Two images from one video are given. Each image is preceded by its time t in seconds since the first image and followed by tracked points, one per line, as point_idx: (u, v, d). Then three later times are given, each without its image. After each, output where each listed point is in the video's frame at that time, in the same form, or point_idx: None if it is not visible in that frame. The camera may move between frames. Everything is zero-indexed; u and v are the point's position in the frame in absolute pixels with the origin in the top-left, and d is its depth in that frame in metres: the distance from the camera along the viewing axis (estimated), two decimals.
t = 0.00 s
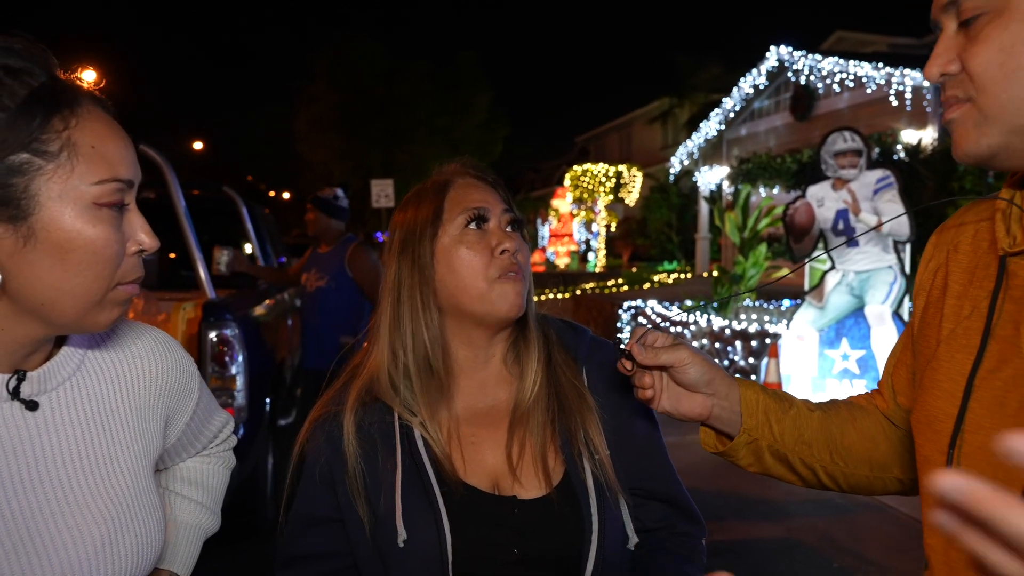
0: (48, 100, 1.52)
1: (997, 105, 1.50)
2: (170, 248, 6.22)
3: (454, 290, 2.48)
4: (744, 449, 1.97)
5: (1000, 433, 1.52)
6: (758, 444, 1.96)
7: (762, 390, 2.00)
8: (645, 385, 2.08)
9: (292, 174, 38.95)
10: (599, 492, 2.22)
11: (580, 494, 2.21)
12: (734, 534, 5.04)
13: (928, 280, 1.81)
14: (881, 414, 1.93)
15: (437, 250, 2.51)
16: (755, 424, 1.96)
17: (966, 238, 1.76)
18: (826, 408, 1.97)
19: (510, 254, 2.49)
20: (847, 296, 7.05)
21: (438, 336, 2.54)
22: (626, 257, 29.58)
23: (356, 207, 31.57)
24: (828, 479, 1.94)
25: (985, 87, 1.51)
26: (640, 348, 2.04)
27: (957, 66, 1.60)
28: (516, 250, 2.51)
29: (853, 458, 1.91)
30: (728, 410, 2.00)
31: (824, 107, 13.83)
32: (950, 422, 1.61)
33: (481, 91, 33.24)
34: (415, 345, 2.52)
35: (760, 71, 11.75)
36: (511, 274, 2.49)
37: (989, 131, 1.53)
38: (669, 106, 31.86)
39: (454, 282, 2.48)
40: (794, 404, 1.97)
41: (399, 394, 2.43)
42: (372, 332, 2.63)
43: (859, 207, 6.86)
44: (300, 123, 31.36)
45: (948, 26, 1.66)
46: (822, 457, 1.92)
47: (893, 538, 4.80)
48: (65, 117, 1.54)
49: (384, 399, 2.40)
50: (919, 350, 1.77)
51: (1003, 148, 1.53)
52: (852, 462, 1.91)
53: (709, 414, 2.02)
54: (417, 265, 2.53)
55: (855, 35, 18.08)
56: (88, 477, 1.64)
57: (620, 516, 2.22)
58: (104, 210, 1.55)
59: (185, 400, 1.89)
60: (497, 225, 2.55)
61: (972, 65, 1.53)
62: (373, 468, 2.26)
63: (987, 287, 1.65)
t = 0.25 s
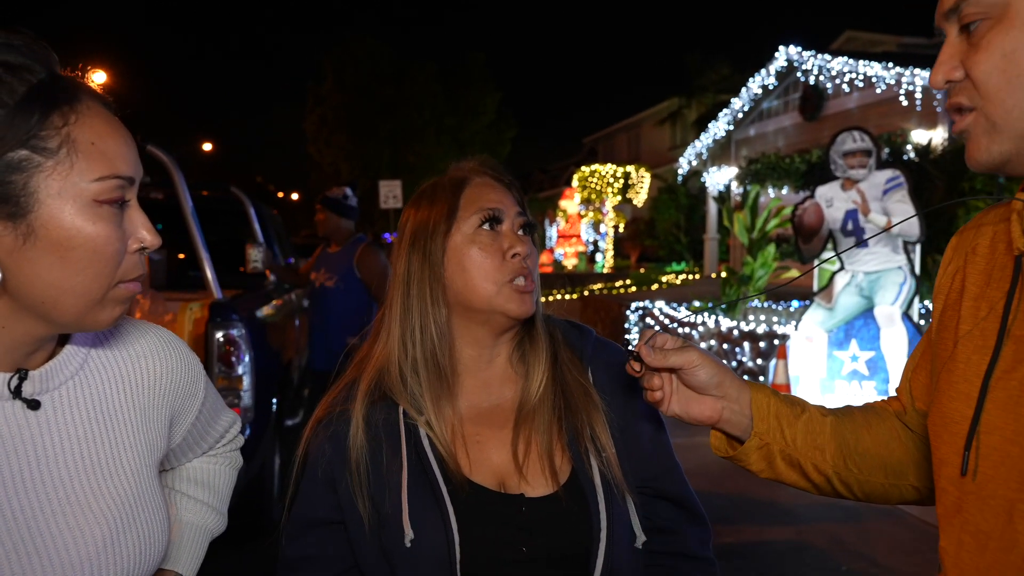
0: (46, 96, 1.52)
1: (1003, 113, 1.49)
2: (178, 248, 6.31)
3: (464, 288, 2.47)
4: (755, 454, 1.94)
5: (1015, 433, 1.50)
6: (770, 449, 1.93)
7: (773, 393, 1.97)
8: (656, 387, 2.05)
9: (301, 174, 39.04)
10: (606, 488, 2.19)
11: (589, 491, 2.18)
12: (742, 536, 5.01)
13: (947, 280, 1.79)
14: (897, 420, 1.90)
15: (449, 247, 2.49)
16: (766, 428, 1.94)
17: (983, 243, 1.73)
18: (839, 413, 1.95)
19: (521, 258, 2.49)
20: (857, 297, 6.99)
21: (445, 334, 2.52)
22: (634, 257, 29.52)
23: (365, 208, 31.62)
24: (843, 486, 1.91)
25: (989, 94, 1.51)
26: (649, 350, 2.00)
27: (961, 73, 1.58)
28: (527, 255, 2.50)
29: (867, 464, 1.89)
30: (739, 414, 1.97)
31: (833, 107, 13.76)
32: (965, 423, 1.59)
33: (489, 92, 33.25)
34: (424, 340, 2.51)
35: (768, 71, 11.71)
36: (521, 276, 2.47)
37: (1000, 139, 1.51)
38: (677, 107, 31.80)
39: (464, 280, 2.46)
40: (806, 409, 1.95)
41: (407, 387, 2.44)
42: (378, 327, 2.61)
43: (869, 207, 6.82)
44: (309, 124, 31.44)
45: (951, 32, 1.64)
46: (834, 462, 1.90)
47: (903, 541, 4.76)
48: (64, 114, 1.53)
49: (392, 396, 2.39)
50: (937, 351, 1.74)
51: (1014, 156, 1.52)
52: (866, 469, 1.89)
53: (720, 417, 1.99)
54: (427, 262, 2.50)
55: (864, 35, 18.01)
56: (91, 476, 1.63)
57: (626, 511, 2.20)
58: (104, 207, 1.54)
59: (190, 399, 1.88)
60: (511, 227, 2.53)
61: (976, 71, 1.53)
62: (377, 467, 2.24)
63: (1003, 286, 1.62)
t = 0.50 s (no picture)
0: (41, 86, 1.51)
1: (1007, 85, 1.54)
2: (184, 245, 6.30)
3: (461, 284, 2.45)
4: (765, 442, 1.92)
5: (1008, 423, 1.48)
6: (780, 437, 1.91)
7: (784, 382, 1.96)
8: (667, 376, 2.04)
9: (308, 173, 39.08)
10: (610, 485, 2.18)
11: (592, 487, 2.17)
12: (748, 534, 4.99)
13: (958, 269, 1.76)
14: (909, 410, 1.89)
15: (446, 243, 2.48)
16: (777, 416, 1.92)
17: (992, 231, 1.70)
18: (850, 402, 1.93)
19: (519, 253, 2.47)
20: (863, 294, 6.98)
21: (444, 331, 2.50)
22: (641, 255, 29.48)
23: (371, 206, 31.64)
24: (854, 475, 1.89)
25: (995, 66, 1.55)
26: (660, 338, 1.99)
27: (969, 45, 1.62)
28: (526, 249, 2.48)
29: (878, 453, 1.88)
30: (749, 402, 1.96)
31: (840, 103, 13.70)
32: (960, 414, 1.57)
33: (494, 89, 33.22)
34: (422, 338, 2.49)
35: (775, 68, 11.66)
36: (520, 271, 2.46)
37: (1000, 112, 1.56)
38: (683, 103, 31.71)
39: (462, 276, 2.45)
40: (818, 397, 1.93)
41: (405, 386, 2.42)
42: (376, 325, 2.60)
43: (876, 203, 6.80)
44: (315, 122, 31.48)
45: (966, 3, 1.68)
46: (845, 451, 1.88)
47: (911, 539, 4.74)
48: (59, 104, 1.52)
49: (390, 395, 2.37)
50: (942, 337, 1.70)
51: (1014, 128, 1.56)
52: (878, 458, 1.88)
53: (731, 406, 1.97)
54: (424, 258, 2.49)
55: (871, 31, 17.92)
56: (92, 469, 1.62)
57: (631, 512, 2.18)
58: (101, 197, 1.54)
59: (193, 392, 1.87)
60: (508, 221, 2.51)
61: (984, 42, 1.57)
62: (376, 463, 2.24)
63: (1006, 274, 1.60)
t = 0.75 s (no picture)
0: (34, 82, 1.50)
1: None
2: (186, 244, 6.31)
3: (454, 284, 2.44)
4: (761, 447, 1.91)
5: None
6: (775, 442, 1.90)
7: (778, 385, 1.94)
8: (659, 380, 2.03)
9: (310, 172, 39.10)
10: (606, 487, 2.17)
11: (588, 489, 2.16)
12: (748, 533, 4.98)
13: (956, 266, 1.74)
14: (906, 411, 1.87)
15: (438, 243, 2.46)
16: (772, 420, 1.91)
17: (996, 227, 1.69)
18: (847, 404, 1.91)
19: (512, 251, 2.44)
20: (866, 293, 6.96)
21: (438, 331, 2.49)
22: (643, 253, 29.45)
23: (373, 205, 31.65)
24: (849, 478, 1.88)
25: (1019, 65, 1.55)
26: (651, 345, 1.99)
27: (988, 41, 1.61)
28: (520, 247, 2.46)
29: (874, 455, 1.86)
30: (743, 406, 1.95)
31: (843, 101, 13.66)
32: (970, 411, 1.56)
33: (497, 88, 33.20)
34: (415, 339, 2.47)
35: (777, 66, 11.64)
36: (513, 270, 2.44)
37: None
38: (686, 102, 31.68)
39: (454, 277, 2.44)
40: (814, 400, 1.92)
41: (398, 386, 2.40)
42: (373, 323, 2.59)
43: (878, 202, 6.76)
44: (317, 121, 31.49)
45: None
46: (841, 455, 1.87)
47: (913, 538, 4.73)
48: (52, 100, 1.52)
49: (385, 394, 2.36)
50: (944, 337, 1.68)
51: None
52: (875, 459, 1.86)
53: (725, 410, 1.96)
54: (418, 259, 2.48)
55: (874, 29, 17.89)
56: (92, 466, 1.62)
57: (627, 514, 2.17)
58: (96, 193, 1.53)
59: (193, 389, 1.86)
60: (502, 220, 2.49)
61: (1006, 41, 1.57)
62: (371, 464, 2.23)
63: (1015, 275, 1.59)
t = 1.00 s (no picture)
0: (30, 82, 1.50)
1: None
2: (188, 243, 6.31)
3: (428, 295, 2.40)
4: (756, 448, 1.90)
5: None
6: (770, 443, 1.89)
7: (773, 386, 1.94)
8: (651, 381, 2.02)
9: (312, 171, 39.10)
10: (601, 493, 2.18)
11: (583, 495, 2.16)
12: (748, 533, 4.97)
13: (960, 266, 1.72)
14: (904, 412, 1.87)
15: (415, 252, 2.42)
16: (766, 420, 1.90)
17: (1002, 227, 1.66)
18: (844, 406, 1.90)
19: (479, 261, 2.33)
20: (868, 293, 6.92)
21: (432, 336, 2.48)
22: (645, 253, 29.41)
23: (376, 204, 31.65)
24: (845, 480, 1.87)
25: None
26: (644, 345, 1.97)
27: (999, 34, 1.60)
28: (488, 256, 2.34)
29: (870, 457, 1.85)
30: (738, 407, 1.94)
31: (846, 101, 13.62)
32: (976, 414, 1.55)
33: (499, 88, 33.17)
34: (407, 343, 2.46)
35: (780, 66, 11.61)
36: (479, 281, 2.34)
37: None
38: (689, 101, 31.63)
39: (427, 287, 2.39)
40: (809, 401, 1.91)
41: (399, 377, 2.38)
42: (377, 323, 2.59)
43: (880, 202, 6.73)
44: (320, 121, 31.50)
45: None
46: (836, 457, 1.85)
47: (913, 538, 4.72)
48: (48, 100, 1.51)
49: (384, 394, 2.35)
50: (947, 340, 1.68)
51: None
52: (870, 461, 1.85)
53: (719, 411, 1.96)
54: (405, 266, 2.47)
55: (877, 28, 17.84)
56: (90, 467, 1.61)
57: (621, 523, 2.16)
58: (90, 195, 1.52)
59: (192, 389, 1.86)
60: (472, 225, 2.39)
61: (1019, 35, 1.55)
62: (365, 469, 2.22)
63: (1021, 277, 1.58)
